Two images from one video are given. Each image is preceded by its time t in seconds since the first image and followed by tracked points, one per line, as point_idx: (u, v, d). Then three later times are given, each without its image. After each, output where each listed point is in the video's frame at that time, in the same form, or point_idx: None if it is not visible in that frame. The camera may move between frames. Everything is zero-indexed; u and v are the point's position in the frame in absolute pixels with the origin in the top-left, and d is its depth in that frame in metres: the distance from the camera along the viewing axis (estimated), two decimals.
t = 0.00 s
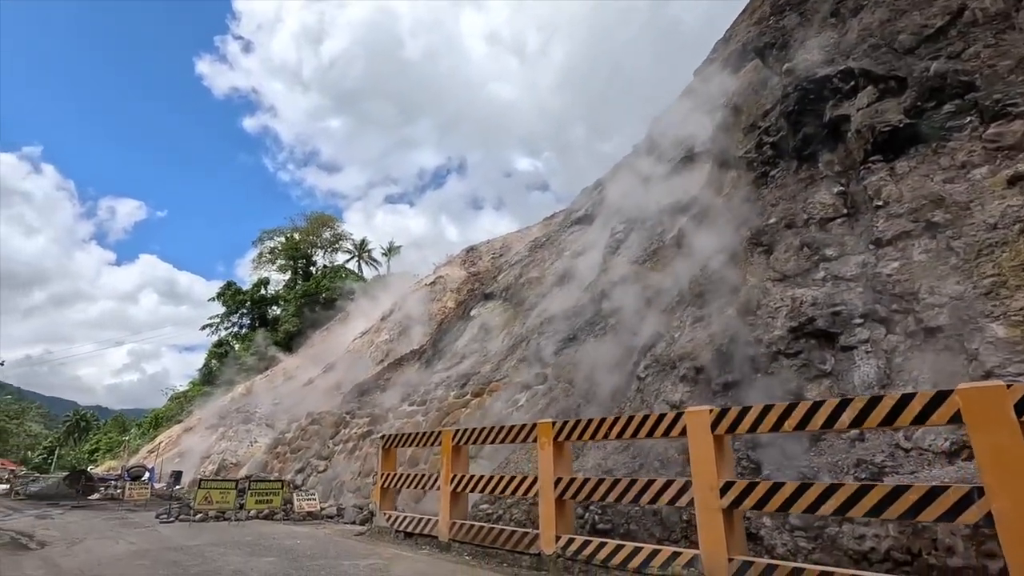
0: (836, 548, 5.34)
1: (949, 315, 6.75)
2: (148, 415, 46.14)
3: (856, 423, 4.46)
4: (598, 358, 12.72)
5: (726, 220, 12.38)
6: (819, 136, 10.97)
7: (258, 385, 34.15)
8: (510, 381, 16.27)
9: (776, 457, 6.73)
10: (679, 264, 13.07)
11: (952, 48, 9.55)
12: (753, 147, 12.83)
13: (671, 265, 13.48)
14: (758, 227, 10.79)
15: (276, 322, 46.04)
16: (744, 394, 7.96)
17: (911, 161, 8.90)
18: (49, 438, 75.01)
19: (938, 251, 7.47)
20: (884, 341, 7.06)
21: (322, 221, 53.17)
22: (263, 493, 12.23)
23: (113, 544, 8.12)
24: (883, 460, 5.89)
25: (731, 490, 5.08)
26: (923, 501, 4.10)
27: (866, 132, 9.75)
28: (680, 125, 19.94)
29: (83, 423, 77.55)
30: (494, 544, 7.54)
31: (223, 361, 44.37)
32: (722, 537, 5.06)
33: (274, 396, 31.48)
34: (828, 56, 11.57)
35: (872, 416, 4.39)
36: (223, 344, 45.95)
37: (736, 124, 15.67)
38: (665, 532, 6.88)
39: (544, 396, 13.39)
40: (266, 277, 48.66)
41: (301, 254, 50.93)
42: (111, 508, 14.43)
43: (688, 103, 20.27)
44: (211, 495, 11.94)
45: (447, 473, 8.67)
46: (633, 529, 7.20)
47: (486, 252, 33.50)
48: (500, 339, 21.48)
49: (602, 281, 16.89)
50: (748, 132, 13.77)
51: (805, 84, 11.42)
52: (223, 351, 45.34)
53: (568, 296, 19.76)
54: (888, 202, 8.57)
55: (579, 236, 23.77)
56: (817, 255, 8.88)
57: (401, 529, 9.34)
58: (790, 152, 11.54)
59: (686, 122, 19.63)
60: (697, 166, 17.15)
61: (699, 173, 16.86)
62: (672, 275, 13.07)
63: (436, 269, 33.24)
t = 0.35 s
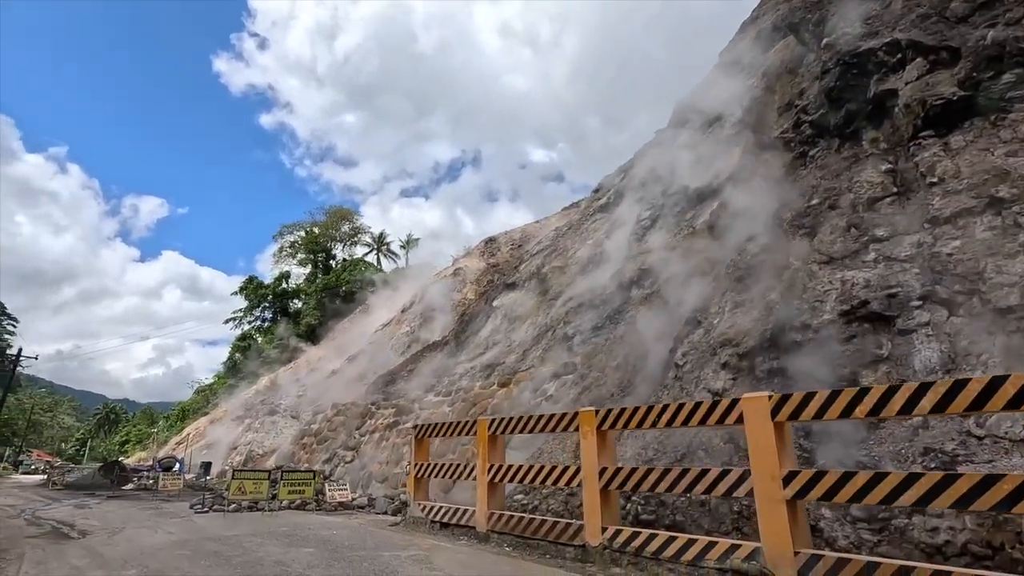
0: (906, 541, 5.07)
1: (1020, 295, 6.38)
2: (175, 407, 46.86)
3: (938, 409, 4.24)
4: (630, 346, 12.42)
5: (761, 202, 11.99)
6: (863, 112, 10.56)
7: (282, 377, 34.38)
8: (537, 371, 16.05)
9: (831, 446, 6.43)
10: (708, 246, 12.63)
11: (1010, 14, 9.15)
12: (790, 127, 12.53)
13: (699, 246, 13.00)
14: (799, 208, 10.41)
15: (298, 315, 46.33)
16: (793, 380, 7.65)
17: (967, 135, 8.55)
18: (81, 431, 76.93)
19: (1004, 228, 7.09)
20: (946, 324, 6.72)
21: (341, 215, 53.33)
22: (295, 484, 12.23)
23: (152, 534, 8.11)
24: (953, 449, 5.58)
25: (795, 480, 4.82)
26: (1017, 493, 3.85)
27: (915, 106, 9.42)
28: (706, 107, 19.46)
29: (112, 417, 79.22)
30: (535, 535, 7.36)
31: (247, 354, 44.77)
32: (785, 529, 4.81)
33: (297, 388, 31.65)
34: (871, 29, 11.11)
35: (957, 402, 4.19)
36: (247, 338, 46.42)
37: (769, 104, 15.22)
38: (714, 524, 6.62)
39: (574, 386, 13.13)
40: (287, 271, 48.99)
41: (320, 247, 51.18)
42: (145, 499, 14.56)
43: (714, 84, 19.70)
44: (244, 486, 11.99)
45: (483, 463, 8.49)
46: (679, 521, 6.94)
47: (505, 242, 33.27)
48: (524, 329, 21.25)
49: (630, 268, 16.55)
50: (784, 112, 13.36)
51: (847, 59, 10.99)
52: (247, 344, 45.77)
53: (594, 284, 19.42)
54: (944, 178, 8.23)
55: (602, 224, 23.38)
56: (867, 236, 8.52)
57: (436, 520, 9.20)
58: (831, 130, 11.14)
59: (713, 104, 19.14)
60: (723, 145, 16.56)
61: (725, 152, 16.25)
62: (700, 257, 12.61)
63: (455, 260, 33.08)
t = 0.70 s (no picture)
0: (971, 536, 4.90)
1: None
2: (195, 404, 47.32)
3: (1014, 395, 4.06)
4: (657, 338, 12.19)
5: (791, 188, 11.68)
6: (900, 94, 10.30)
7: (300, 373, 34.54)
8: (559, 363, 15.86)
9: (880, 437, 6.20)
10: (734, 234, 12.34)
11: None
12: (820, 111, 12.24)
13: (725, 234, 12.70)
14: (834, 193, 10.15)
15: (314, 312, 46.53)
16: (836, 370, 7.44)
17: (1015, 114, 8.40)
18: (105, 428, 78.21)
19: None
20: (1002, 310, 6.49)
21: (356, 211, 53.40)
22: (322, 478, 12.20)
23: (185, 529, 8.09)
24: (1017, 439, 5.36)
25: (854, 472, 4.62)
26: None
27: (958, 85, 9.23)
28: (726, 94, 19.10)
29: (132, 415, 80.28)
30: (571, 529, 7.20)
31: (265, 351, 45.01)
32: (845, 523, 4.60)
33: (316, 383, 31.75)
34: (907, 7, 10.81)
35: None
36: (265, 335, 46.72)
37: (797, 89, 14.91)
38: (758, 518, 6.41)
39: (599, 379, 12.93)
40: (303, 268, 49.22)
41: (335, 244, 51.37)
42: (172, 493, 14.65)
43: (734, 70, 19.29)
44: (271, 480, 11.91)
45: (515, 456, 8.33)
46: (720, 514, 6.74)
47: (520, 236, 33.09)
48: (543, 322, 21.09)
49: (653, 260, 16.29)
50: (812, 96, 13.04)
51: (882, 38, 10.70)
52: (264, 341, 46.05)
53: (614, 276, 19.14)
54: (993, 158, 8.11)
55: (621, 216, 23.09)
56: (909, 221, 8.29)
57: (467, 514, 9.08)
58: (865, 113, 10.89)
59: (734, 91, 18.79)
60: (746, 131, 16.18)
61: (749, 139, 15.90)
62: (727, 246, 12.32)
63: (471, 255, 32.95)
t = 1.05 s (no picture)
0: None
1: None
2: (205, 402, 47.34)
3: None
4: (676, 334, 11.96)
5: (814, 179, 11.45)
6: (929, 81, 10.16)
7: (309, 371, 34.42)
8: (573, 359, 15.66)
9: (923, 433, 5.99)
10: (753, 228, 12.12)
11: None
12: (844, 100, 12.04)
13: (745, 227, 12.47)
14: (862, 183, 9.94)
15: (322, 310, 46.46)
16: (872, 364, 7.27)
17: None
18: (114, 428, 78.41)
19: None
20: None
21: (363, 209, 53.17)
22: (338, 476, 12.05)
23: (204, 528, 7.94)
24: None
25: (909, 469, 4.44)
26: None
27: (992, 71, 9.07)
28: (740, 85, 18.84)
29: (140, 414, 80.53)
30: (599, 529, 7.02)
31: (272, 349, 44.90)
32: (899, 524, 4.41)
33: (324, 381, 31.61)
34: None
35: None
36: (273, 333, 46.66)
37: (817, 79, 14.70)
38: (795, 518, 6.21)
39: (618, 376, 12.70)
40: (310, 267, 49.13)
41: (342, 243, 51.29)
42: (186, 492, 14.56)
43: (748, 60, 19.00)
44: (288, 479, 11.84)
45: (538, 454, 8.15)
46: (754, 513, 6.56)
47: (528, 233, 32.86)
48: (555, 318, 20.89)
49: (668, 254, 16.06)
50: (835, 85, 12.82)
51: (911, 24, 10.51)
52: (273, 340, 45.98)
53: (627, 271, 18.90)
54: None
55: (632, 211, 22.86)
56: (945, 210, 8.13)
57: (488, 513, 8.91)
58: (893, 102, 10.70)
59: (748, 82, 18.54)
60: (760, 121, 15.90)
61: (766, 130, 15.64)
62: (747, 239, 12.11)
63: (479, 252, 32.76)
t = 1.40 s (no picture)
0: None
1: None
2: (207, 405, 47.16)
3: None
4: (690, 334, 11.74)
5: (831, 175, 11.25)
6: (950, 75, 9.97)
7: (312, 373, 34.21)
8: (583, 360, 15.44)
9: (962, 435, 5.78)
10: (768, 225, 11.91)
11: None
12: (861, 95, 11.85)
13: (760, 225, 12.26)
14: (882, 179, 9.75)
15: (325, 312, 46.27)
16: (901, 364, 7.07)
17: None
18: (116, 430, 78.24)
19: None
20: None
21: (364, 211, 52.86)
22: (347, 480, 11.83)
23: (213, 534, 7.76)
24: None
25: (958, 474, 4.25)
26: None
27: (1018, 62, 8.86)
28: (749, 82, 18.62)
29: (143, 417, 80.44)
30: (621, 535, 6.81)
31: (274, 351, 44.68)
32: (949, 531, 4.22)
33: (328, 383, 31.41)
34: None
35: None
36: (275, 335, 46.46)
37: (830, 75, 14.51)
38: (827, 523, 5.99)
39: (630, 377, 12.48)
40: (312, 268, 48.93)
41: (344, 244, 51.09)
42: (192, 495, 14.38)
43: (757, 57, 18.78)
44: (296, 483, 11.56)
45: (555, 458, 7.94)
46: (783, 519, 6.35)
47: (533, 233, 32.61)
48: (562, 318, 20.67)
49: (678, 253, 15.85)
50: (850, 79, 12.63)
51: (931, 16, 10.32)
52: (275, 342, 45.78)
53: (636, 271, 18.66)
54: None
55: (639, 210, 22.64)
56: (973, 206, 7.94)
57: (503, 517, 8.70)
58: (912, 96, 10.50)
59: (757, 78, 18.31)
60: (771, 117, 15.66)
61: (778, 127, 15.43)
62: (762, 238, 11.90)
63: (484, 253, 32.52)
